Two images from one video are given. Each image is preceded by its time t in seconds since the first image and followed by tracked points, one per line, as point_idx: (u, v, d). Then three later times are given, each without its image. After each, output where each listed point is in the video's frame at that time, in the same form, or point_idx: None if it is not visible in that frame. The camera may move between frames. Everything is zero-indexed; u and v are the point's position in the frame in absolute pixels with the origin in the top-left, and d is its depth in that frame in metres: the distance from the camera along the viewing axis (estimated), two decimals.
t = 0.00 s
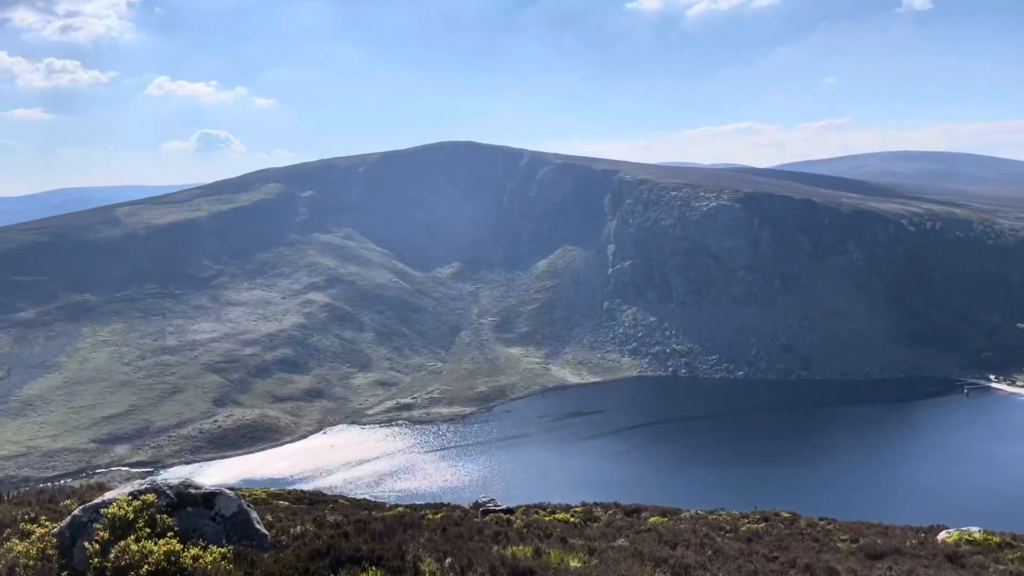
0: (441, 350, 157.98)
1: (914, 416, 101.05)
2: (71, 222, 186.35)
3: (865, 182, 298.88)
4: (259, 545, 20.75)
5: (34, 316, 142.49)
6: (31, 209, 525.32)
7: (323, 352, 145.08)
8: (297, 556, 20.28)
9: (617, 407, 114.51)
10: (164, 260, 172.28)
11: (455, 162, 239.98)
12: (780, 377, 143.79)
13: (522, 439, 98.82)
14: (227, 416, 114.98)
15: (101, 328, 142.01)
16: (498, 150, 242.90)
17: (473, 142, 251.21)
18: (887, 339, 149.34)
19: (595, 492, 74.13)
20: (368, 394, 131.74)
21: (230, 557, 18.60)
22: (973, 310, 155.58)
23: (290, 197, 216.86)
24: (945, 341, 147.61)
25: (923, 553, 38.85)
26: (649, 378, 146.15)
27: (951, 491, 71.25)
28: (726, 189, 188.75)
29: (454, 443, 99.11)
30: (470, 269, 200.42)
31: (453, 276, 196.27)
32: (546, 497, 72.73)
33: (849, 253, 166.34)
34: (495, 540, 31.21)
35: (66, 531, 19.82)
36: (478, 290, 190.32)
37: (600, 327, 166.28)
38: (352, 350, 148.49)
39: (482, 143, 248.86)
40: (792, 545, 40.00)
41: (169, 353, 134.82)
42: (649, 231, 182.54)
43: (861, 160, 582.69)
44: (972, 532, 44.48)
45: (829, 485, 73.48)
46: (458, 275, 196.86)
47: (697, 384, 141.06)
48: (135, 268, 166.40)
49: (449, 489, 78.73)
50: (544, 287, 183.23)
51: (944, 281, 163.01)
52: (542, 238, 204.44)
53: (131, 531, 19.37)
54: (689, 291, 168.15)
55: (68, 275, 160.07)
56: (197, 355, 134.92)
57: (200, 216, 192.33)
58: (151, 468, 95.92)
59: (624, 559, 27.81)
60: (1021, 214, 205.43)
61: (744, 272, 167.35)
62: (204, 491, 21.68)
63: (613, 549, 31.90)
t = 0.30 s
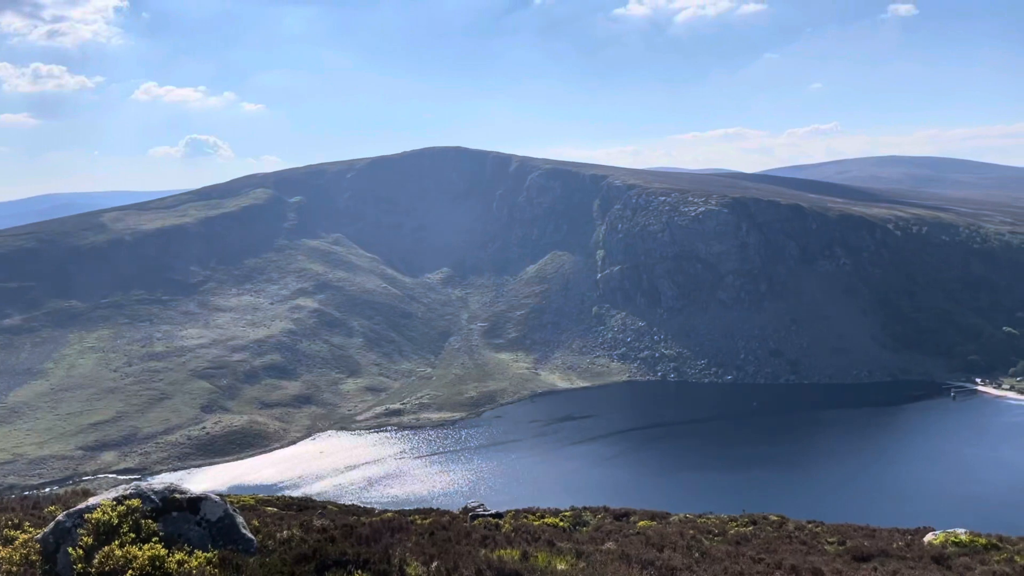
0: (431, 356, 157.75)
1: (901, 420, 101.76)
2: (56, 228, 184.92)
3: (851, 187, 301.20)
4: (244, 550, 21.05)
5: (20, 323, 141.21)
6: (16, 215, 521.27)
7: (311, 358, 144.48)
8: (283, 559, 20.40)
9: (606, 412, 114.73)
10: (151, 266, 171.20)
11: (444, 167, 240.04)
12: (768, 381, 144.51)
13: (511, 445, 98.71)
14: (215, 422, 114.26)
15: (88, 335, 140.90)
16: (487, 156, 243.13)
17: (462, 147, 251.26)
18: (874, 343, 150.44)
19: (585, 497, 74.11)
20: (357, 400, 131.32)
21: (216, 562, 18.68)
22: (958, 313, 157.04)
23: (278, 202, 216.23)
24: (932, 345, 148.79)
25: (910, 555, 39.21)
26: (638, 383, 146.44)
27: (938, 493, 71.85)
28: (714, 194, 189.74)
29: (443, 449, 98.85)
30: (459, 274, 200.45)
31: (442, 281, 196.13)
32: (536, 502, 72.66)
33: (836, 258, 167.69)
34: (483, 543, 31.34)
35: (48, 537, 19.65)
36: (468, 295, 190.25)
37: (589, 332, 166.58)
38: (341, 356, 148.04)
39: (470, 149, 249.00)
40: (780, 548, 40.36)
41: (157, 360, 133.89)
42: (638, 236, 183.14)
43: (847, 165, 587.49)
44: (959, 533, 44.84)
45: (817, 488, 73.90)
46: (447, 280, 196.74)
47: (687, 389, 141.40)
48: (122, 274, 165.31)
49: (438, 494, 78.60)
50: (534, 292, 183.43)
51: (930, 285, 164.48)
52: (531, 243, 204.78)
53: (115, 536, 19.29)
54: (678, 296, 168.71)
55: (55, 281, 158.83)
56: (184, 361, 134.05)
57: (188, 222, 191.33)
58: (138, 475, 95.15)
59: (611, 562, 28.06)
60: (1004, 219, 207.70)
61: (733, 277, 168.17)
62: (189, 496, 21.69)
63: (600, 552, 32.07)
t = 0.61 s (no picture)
0: (421, 361, 157.59)
1: (888, 423, 102.43)
2: (43, 233, 183.79)
3: (839, 192, 303.33)
4: (230, 556, 21.02)
5: (6, 329, 140.14)
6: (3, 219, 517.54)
7: (300, 363, 144.00)
8: (269, 565, 20.40)
9: (596, 416, 114.88)
10: (139, 271, 170.21)
11: (434, 172, 240.01)
12: (758, 385, 145.13)
13: (501, 449, 98.65)
14: (203, 428, 113.64)
15: (75, 341, 139.93)
16: (476, 161, 243.29)
17: (451, 152, 251.30)
18: (863, 347, 151.36)
19: (575, 501, 74.20)
20: (346, 406, 130.94)
21: (202, 568, 18.65)
22: (945, 317, 158.33)
23: (268, 207, 215.60)
24: (919, 349, 149.79)
25: (897, 558, 39.42)
26: (628, 387, 146.81)
27: (925, 496, 72.36)
28: (703, 199, 190.54)
29: (433, 454, 98.68)
30: (449, 279, 200.39)
31: (432, 286, 196.07)
32: (526, 506, 72.66)
33: (824, 262, 168.72)
34: (471, 548, 31.41)
35: (33, 544, 19.57)
36: (458, 300, 190.24)
37: (579, 337, 166.83)
38: (330, 361, 147.60)
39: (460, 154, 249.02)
40: (769, 552, 40.57)
41: (145, 365, 133.08)
42: (628, 240, 183.60)
43: (835, 170, 591.97)
44: (945, 536, 45.11)
45: (806, 491, 74.32)
46: (437, 285, 196.67)
47: (676, 393, 141.84)
48: (110, 279, 164.36)
49: (428, 499, 78.40)
50: (524, 297, 183.58)
51: (917, 289, 165.65)
52: (521, 248, 204.99)
53: (100, 543, 19.22)
54: (667, 300, 169.25)
55: (42, 287, 157.74)
56: (173, 367, 133.29)
57: (176, 227, 190.42)
58: (125, 482, 94.49)
59: (598, 566, 28.21)
60: (990, 223, 209.60)
61: (722, 281, 168.88)
62: (174, 502, 21.60)
63: (588, 555, 32.20)
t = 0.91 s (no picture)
0: (411, 365, 157.19)
1: (877, 426, 102.87)
2: (30, 238, 182.41)
3: (827, 195, 304.98)
4: (217, 560, 20.93)
5: None
6: None
7: (290, 368, 143.31)
8: (258, 570, 20.33)
9: (587, 420, 114.79)
10: (127, 275, 169.15)
11: (424, 176, 239.65)
12: (748, 389, 145.50)
13: (492, 454, 98.36)
14: (193, 434, 112.83)
15: (63, 346, 138.87)
16: (467, 165, 243.11)
17: (442, 156, 250.97)
18: (852, 350, 152.01)
19: (566, 505, 74.04)
20: (337, 411, 130.35)
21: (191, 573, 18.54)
22: (934, 321, 159.37)
23: (257, 211, 214.80)
24: (909, 352, 150.52)
25: (887, 560, 39.54)
26: (619, 391, 146.87)
27: (915, 498, 72.72)
28: (693, 203, 191.05)
29: (424, 458, 98.28)
30: (440, 283, 200.06)
31: (423, 290, 195.70)
32: (517, 510, 72.44)
33: (814, 266, 169.47)
34: (461, 552, 31.26)
35: (18, 549, 19.36)
36: (448, 305, 189.94)
37: (570, 341, 166.84)
38: (321, 366, 146.98)
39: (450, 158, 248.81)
40: (760, 555, 40.60)
41: (133, 371, 132.11)
42: (618, 244, 183.83)
43: (824, 174, 595.56)
44: (935, 538, 45.25)
45: (796, 494, 74.47)
46: (428, 289, 196.29)
47: (667, 396, 141.97)
48: (98, 284, 163.28)
49: (419, 505, 78.00)
50: (515, 301, 183.47)
51: (906, 293, 166.56)
52: (512, 252, 204.96)
53: (87, 548, 18.97)
54: (658, 304, 169.52)
55: (29, 292, 156.57)
56: (161, 372, 132.39)
57: (165, 231, 189.42)
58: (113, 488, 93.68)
59: (589, 569, 28.21)
60: (978, 227, 211.01)
61: (712, 285, 169.34)
62: (162, 507, 21.41)
63: (579, 559, 32.14)
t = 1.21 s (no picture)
0: (403, 369, 156.98)
1: (867, 428, 103.26)
2: (19, 242, 181.40)
3: (817, 199, 306.20)
4: (207, 563, 20.85)
5: None
6: None
7: (281, 371, 142.88)
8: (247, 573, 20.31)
9: (578, 423, 114.86)
10: (117, 279, 168.40)
11: (415, 180, 239.50)
12: (740, 391, 145.88)
13: (483, 458, 98.24)
14: (183, 438, 112.32)
15: (52, 351, 138.09)
16: (458, 168, 243.09)
17: (433, 159, 250.82)
18: (843, 353, 152.52)
19: (558, 508, 74.04)
20: (328, 415, 130.05)
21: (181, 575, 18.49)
22: (925, 323, 160.07)
23: (248, 215, 214.27)
24: (900, 354, 151.12)
25: (877, 561, 39.72)
26: (611, 395, 146.99)
27: (906, 500, 73.00)
28: (684, 206, 191.51)
29: (416, 462, 98.06)
30: (431, 287, 199.94)
31: (414, 294, 195.49)
32: (509, 513, 72.36)
33: (804, 269, 170.11)
34: (452, 554, 31.25)
35: (6, 554, 19.27)
36: (440, 308, 189.80)
37: (561, 344, 166.99)
38: (311, 370, 146.62)
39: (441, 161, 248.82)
40: (750, 557, 40.71)
41: (123, 375, 131.48)
42: (609, 247, 183.99)
43: (814, 177, 597.95)
44: (924, 540, 45.49)
45: (789, 496, 74.62)
46: (419, 293, 196.11)
47: (658, 399, 142.17)
48: (87, 288, 162.51)
49: (411, 509, 77.78)
50: (506, 305, 183.48)
51: (897, 295, 167.32)
52: (503, 255, 205.07)
53: (75, 551, 18.85)
54: (650, 307, 169.77)
55: (18, 296, 155.66)
56: (152, 377, 131.81)
57: (155, 235, 188.72)
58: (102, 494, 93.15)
59: (579, 571, 28.24)
60: (966, 230, 212.35)
61: (703, 288, 169.71)
62: (151, 510, 21.32)
63: (568, 561, 32.27)
